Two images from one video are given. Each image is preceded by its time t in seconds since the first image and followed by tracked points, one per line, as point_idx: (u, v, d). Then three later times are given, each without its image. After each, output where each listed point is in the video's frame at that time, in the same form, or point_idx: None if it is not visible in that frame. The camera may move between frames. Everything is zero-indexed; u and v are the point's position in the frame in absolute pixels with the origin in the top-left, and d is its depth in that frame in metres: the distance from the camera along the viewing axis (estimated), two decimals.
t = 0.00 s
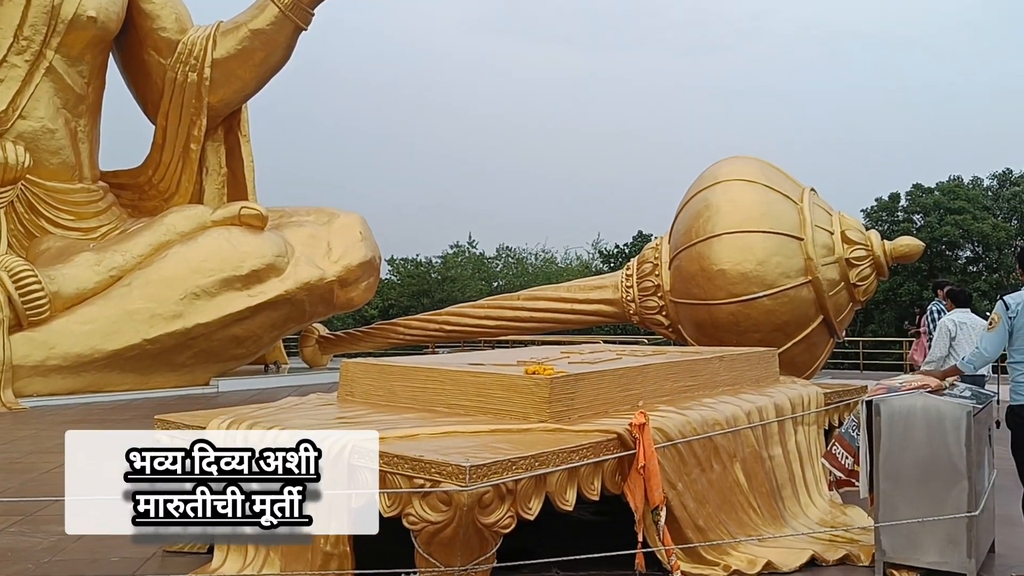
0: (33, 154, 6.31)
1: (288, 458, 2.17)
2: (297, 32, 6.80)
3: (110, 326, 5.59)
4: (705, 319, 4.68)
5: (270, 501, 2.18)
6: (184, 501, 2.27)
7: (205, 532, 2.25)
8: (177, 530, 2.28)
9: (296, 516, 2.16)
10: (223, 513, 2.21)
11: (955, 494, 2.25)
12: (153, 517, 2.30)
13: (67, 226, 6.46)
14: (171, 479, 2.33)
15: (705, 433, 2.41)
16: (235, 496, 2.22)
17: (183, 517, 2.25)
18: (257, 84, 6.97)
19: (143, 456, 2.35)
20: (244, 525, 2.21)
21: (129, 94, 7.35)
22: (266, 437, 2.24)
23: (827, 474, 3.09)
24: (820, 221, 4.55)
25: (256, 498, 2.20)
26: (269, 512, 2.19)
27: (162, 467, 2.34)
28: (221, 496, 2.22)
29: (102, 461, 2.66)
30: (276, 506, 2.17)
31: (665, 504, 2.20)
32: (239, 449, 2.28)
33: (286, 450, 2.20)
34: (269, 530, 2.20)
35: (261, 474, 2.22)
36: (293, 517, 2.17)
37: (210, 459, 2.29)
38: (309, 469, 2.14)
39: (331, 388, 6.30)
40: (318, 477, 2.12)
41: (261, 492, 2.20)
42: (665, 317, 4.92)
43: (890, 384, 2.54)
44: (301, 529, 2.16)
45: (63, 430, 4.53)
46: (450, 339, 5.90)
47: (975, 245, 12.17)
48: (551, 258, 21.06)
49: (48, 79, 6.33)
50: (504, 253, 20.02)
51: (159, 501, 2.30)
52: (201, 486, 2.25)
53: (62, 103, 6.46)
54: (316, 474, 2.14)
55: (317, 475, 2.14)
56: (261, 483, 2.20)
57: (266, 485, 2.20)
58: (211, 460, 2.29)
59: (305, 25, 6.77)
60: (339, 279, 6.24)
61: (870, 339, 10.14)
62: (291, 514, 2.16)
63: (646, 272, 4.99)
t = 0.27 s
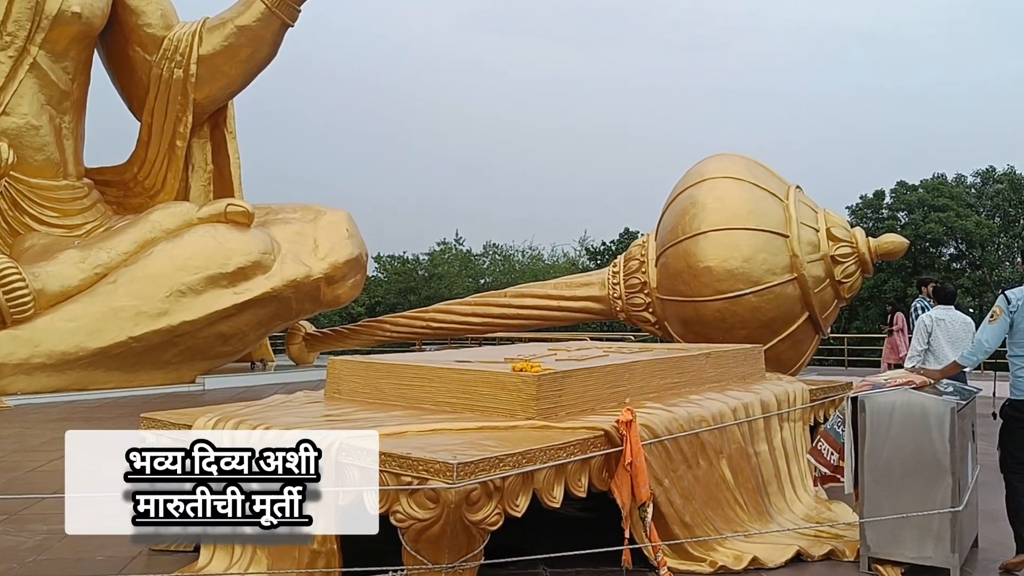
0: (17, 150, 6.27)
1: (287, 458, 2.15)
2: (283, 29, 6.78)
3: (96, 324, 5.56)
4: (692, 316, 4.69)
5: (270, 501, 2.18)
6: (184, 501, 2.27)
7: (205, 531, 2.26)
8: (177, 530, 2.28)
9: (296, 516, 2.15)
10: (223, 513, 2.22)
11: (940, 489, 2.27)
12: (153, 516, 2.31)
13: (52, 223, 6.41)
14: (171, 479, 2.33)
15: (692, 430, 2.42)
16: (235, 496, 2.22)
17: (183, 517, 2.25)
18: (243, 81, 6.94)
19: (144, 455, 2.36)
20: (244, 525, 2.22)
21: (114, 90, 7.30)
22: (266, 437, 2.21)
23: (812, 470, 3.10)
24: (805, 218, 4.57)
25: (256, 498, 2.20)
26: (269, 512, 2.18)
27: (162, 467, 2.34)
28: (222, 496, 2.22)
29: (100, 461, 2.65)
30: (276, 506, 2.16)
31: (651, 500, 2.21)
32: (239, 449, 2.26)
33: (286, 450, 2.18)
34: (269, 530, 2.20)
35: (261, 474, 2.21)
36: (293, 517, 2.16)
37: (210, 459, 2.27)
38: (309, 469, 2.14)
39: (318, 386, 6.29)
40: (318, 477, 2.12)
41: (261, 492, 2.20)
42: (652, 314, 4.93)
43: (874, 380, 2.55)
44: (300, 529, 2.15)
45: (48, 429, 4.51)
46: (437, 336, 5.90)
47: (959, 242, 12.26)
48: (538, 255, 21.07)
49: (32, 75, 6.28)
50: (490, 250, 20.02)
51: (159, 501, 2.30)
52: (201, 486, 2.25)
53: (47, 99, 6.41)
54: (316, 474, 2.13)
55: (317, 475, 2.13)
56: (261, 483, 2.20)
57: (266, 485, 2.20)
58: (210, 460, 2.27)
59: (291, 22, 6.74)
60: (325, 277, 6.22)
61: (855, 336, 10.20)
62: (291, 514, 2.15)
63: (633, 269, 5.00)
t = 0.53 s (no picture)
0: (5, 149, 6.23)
1: (288, 458, 2.15)
2: (273, 27, 6.76)
3: (85, 324, 5.53)
4: (683, 315, 4.70)
5: (270, 501, 2.16)
6: (184, 501, 2.25)
7: (204, 532, 2.24)
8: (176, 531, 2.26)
9: (296, 516, 2.13)
10: (223, 513, 2.20)
11: (932, 488, 2.28)
12: (152, 517, 2.28)
13: (40, 222, 6.38)
14: (171, 479, 2.31)
15: (685, 430, 2.42)
16: (235, 496, 2.20)
17: (182, 517, 2.23)
18: (233, 79, 6.91)
19: (143, 455, 2.35)
20: (244, 525, 2.20)
21: (102, 89, 7.26)
22: (265, 437, 2.20)
23: (805, 469, 3.10)
24: (796, 218, 4.58)
25: (256, 498, 2.18)
26: (269, 512, 2.16)
27: (162, 467, 2.33)
28: (221, 496, 2.20)
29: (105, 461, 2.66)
30: (276, 506, 2.15)
31: (644, 500, 2.21)
32: (239, 449, 2.25)
33: (286, 450, 2.18)
34: (269, 530, 2.17)
35: (261, 474, 2.20)
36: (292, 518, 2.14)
37: (210, 459, 2.26)
38: (309, 469, 2.13)
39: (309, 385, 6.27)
40: (317, 477, 2.11)
41: (261, 492, 2.18)
42: (643, 313, 4.94)
43: (866, 379, 2.55)
44: (300, 529, 2.13)
45: (37, 429, 4.48)
46: (428, 336, 5.89)
47: (948, 241, 12.32)
48: (528, 254, 21.08)
49: (20, 73, 6.25)
50: (481, 250, 20.01)
51: (159, 501, 2.29)
52: (201, 486, 2.24)
53: (35, 98, 6.37)
54: (316, 474, 2.12)
55: (317, 475, 2.12)
56: (261, 483, 2.19)
57: (266, 485, 2.19)
58: (210, 460, 2.26)
59: (281, 21, 6.72)
60: (315, 276, 6.21)
61: (845, 335, 10.24)
62: (291, 514, 2.14)
63: (623, 269, 5.00)
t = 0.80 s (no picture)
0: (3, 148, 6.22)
1: (287, 458, 2.14)
2: (272, 26, 6.74)
3: (84, 323, 5.51)
4: (683, 314, 4.70)
5: (270, 501, 2.16)
6: (184, 501, 2.25)
7: (204, 532, 2.24)
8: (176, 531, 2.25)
9: (296, 516, 2.13)
10: (223, 513, 2.19)
11: (936, 488, 2.28)
12: (152, 517, 2.28)
13: (38, 220, 6.37)
14: (171, 479, 2.31)
15: (687, 429, 2.42)
16: (235, 496, 2.19)
17: (182, 517, 2.23)
18: (231, 78, 6.90)
19: (143, 455, 2.34)
20: (244, 525, 2.20)
21: (101, 87, 7.25)
22: (266, 437, 2.20)
23: (807, 469, 3.10)
24: (796, 217, 4.58)
25: (256, 498, 2.18)
26: (269, 512, 2.16)
27: (162, 467, 2.33)
28: (221, 496, 2.20)
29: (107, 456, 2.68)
30: (276, 506, 2.14)
31: (647, 500, 2.21)
32: (239, 449, 2.24)
33: (286, 450, 2.17)
34: (269, 530, 2.17)
35: (261, 474, 2.19)
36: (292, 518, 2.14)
37: (210, 459, 2.25)
38: (309, 469, 2.12)
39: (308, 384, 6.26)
40: (318, 477, 2.11)
41: (261, 491, 2.18)
42: (642, 312, 4.94)
43: (869, 379, 2.55)
44: (300, 529, 2.13)
45: (37, 429, 4.47)
46: (428, 335, 5.89)
47: (948, 240, 12.33)
48: (527, 252, 21.07)
49: (18, 72, 6.23)
50: (479, 248, 20.01)
51: (159, 501, 2.28)
52: (201, 486, 2.23)
53: (33, 96, 6.36)
54: (316, 474, 2.12)
55: (317, 475, 2.12)
56: (261, 483, 2.18)
57: (266, 484, 2.18)
58: (210, 460, 2.25)
59: (280, 19, 6.71)
60: (315, 275, 6.20)
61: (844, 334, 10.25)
62: (291, 514, 2.13)
63: (623, 268, 5.00)
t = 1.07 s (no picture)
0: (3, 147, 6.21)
1: (288, 458, 2.13)
2: (272, 25, 6.73)
3: (84, 322, 5.50)
4: (685, 315, 4.69)
5: (270, 501, 2.16)
6: (184, 501, 2.25)
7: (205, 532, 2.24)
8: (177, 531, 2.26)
9: (296, 516, 2.13)
10: (223, 513, 2.20)
11: (942, 490, 2.28)
12: (152, 517, 2.29)
13: (38, 220, 6.35)
14: (171, 479, 2.30)
15: (691, 431, 2.42)
16: (235, 496, 2.20)
17: (182, 517, 2.24)
18: (231, 77, 6.89)
19: (143, 455, 2.34)
20: (244, 525, 2.20)
21: (101, 87, 7.24)
22: (266, 437, 2.19)
23: (810, 471, 3.10)
24: (798, 218, 4.57)
25: (256, 498, 2.18)
26: (269, 512, 2.16)
27: (162, 467, 2.32)
28: (221, 496, 2.20)
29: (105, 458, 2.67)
30: (276, 506, 2.14)
31: (652, 502, 2.21)
32: (239, 449, 2.23)
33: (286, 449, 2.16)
34: (269, 530, 2.18)
35: (261, 474, 2.18)
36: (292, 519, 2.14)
37: (209, 459, 2.24)
38: (309, 469, 2.12)
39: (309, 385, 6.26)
40: (318, 477, 2.10)
41: (261, 492, 2.18)
42: (644, 313, 4.93)
43: (873, 381, 2.55)
44: (300, 530, 2.13)
45: (37, 428, 4.46)
46: (428, 335, 5.88)
47: (949, 241, 12.33)
48: (527, 252, 21.06)
49: (17, 71, 6.22)
50: (480, 248, 19.99)
51: (159, 501, 2.29)
52: (201, 486, 2.23)
53: (33, 95, 6.34)
54: (316, 475, 2.11)
55: (317, 476, 2.11)
56: (261, 483, 2.18)
57: (266, 484, 2.18)
58: (210, 460, 2.24)
59: (280, 18, 6.70)
60: (315, 275, 6.19)
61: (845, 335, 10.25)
62: (291, 514, 2.13)
63: (625, 269, 5.00)
